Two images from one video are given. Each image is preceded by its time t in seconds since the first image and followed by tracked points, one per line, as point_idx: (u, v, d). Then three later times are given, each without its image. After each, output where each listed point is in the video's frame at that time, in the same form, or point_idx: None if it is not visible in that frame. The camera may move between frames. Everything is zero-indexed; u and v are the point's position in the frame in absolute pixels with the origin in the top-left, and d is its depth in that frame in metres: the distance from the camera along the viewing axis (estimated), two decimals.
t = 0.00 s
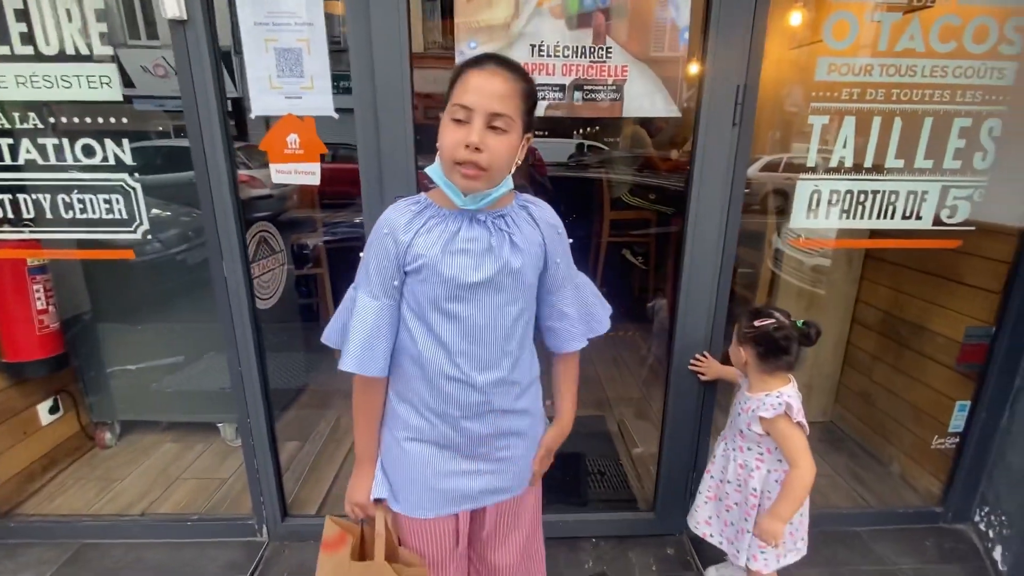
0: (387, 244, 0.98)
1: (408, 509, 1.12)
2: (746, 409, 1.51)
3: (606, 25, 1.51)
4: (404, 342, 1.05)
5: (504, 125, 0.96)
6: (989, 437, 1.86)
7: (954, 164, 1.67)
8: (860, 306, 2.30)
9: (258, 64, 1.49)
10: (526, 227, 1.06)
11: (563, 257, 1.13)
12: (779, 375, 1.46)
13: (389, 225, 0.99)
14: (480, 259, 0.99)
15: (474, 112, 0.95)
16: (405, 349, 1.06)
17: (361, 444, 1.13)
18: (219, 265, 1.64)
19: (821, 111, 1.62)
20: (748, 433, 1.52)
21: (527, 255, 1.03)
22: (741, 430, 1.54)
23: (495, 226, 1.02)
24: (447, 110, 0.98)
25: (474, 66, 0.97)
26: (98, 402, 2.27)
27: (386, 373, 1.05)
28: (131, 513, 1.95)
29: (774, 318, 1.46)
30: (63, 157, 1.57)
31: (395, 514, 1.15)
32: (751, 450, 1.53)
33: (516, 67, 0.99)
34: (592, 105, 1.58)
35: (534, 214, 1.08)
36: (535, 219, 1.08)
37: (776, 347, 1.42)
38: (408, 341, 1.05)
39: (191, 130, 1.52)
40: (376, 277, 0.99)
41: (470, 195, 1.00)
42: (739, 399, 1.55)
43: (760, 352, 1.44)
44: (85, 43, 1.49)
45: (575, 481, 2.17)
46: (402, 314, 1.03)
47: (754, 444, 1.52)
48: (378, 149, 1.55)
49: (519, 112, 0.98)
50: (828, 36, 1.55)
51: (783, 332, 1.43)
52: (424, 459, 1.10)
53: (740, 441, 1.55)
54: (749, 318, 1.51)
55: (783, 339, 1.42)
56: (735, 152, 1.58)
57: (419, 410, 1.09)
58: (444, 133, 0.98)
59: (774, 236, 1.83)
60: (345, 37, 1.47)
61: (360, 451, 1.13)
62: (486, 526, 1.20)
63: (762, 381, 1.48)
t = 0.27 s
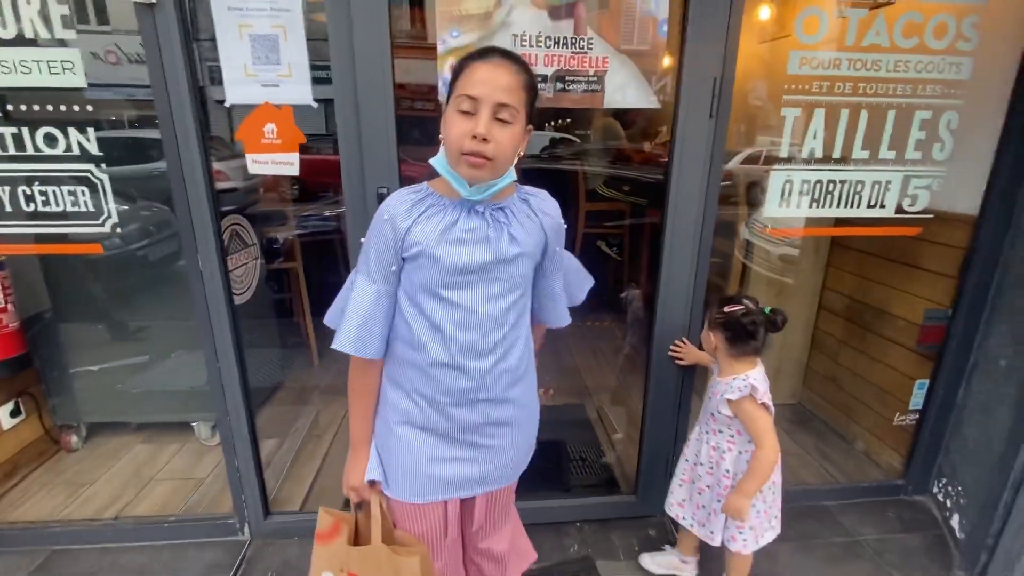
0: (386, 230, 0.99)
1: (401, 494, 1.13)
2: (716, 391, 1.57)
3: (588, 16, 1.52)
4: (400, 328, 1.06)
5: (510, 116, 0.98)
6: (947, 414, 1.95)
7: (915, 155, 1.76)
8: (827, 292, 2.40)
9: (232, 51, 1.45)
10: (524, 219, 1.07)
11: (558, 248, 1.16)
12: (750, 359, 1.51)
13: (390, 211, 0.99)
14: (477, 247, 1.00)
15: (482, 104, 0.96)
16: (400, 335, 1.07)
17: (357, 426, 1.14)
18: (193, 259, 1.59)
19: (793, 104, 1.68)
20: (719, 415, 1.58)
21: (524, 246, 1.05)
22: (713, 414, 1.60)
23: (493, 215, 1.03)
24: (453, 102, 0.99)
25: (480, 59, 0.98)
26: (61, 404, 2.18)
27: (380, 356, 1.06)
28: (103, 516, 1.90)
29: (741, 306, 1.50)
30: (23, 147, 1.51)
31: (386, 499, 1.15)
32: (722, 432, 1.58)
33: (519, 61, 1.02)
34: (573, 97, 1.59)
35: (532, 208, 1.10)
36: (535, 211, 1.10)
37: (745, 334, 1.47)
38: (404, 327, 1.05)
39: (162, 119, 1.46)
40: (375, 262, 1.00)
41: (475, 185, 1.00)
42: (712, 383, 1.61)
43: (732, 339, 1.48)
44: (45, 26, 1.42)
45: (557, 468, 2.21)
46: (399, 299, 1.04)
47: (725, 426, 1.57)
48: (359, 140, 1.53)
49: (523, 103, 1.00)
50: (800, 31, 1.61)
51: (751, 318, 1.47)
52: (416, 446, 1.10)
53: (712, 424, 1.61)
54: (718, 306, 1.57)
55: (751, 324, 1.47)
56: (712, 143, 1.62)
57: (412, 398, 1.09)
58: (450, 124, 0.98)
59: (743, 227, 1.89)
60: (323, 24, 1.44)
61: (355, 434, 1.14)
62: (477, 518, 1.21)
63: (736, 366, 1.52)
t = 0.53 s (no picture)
0: (390, 220, 1.01)
1: (402, 479, 1.16)
2: (676, 372, 1.64)
3: (572, 10, 1.55)
4: (403, 315, 1.09)
5: (521, 109, 1.01)
6: (909, 390, 2.06)
7: (879, 146, 1.87)
8: (796, 279, 2.49)
9: (212, 42, 1.42)
10: (524, 211, 1.10)
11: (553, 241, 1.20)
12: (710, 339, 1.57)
13: (394, 201, 1.02)
14: (479, 237, 1.03)
15: (493, 99, 0.98)
16: (403, 322, 1.09)
17: (360, 409, 1.17)
18: (176, 255, 1.57)
19: (766, 98, 1.77)
20: (678, 395, 1.65)
21: (524, 237, 1.08)
22: (674, 392, 1.67)
23: (494, 207, 1.06)
24: (463, 97, 0.99)
25: (484, 54, 0.99)
26: (32, 409, 2.11)
27: (383, 343, 1.09)
28: (84, 521, 1.86)
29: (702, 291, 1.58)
30: None
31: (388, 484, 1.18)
32: (682, 411, 1.65)
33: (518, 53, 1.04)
34: (557, 90, 1.63)
35: (532, 201, 1.14)
36: (534, 204, 1.13)
37: (705, 314, 1.53)
38: (406, 314, 1.08)
39: (142, 113, 1.43)
40: (379, 250, 1.03)
41: (491, 179, 1.04)
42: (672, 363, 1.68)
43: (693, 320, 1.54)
44: (16, 14, 1.39)
45: (543, 455, 2.25)
46: (402, 287, 1.07)
47: (684, 405, 1.64)
48: (346, 133, 1.52)
49: (528, 95, 1.04)
50: (773, 27, 1.69)
51: (711, 300, 1.54)
52: (418, 431, 1.13)
53: (673, 404, 1.68)
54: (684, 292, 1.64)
55: (710, 305, 1.53)
56: (691, 136, 1.68)
57: (414, 384, 1.12)
58: (462, 122, 0.99)
59: (717, 214, 1.93)
60: (309, 16, 1.43)
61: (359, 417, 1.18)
62: (478, 504, 1.26)
63: (696, 346, 1.58)
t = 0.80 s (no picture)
0: (403, 209, 1.03)
1: (408, 464, 1.18)
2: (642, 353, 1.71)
3: (566, 5, 1.59)
4: (411, 305, 1.10)
5: (511, 93, 1.03)
6: (887, 374, 2.16)
7: (859, 140, 1.96)
8: (779, 269, 2.59)
9: (209, 33, 1.44)
10: (529, 205, 1.14)
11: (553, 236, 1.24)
12: (677, 326, 1.62)
13: (406, 192, 1.04)
14: (490, 228, 1.06)
15: (481, 90, 1.01)
16: (412, 311, 1.11)
17: (366, 395, 1.19)
18: (174, 248, 1.58)
19: (753, 92, 1.84)
20: (645, 375, 1.72)
21: (530, 230, 1.12)
22: (643, 373, 1.74)
23: (503, 199, 1.09)
24: (455, 99, 1.03)
25: (463, 51, 1.03)
26: (17, 409, 2.08)
27: (392, 331, 1.11)
28: (78, 519, 1.84)
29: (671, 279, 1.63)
30: None
31: (394, 472, 1.19)
32: (649, 391, 1.72)
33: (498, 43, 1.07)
34: (551, 83, 1.67)
35: (537, 197, 1.18)
36: (537, 199, 1.17)
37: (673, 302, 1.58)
38: (415, 303, 1.10)
39: (138, 108, 1.43)
40: (390, 240, 1.04)
41: (497, 166, 1.06)
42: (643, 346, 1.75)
43: (661, 307, 1.60)
44: (8, 7, 1.44)
45: (537, 443, 2.29)
46: (411, 277, 1.08)
47: (650, 385, 1.71)
48: (345, 126, 1.54)
49: (516, 78, 1.05)
50: (760, 23, 1.75)
51: (680, 290, 1.59)
52: (427, 418, 1.15)
53: (642, 384, 1.75)
54: (652, 283, 1.66)
55: (680, 295, 1.58)
56: (683, 130, 1.74)
57: (423, 372, 1.13)
58: (459, 120, 1.03)
59: (702, 204, 2.03)
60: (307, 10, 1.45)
61: (364, 403, 1.20)
62: (484, 489, 1.29)
63: (664, 332, 1.63)
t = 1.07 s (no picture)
0: (399, 204, 1.04)
1: (409, 456, 1.18)
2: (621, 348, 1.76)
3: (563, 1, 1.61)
4: (410, 298, 1.11)
5: (502, 81, 1.03)
6: (873, 364, 2.21)
7: (848, 135, 2.01)
8: (769, 263, 2.63)
9: (205, 26, 1.43)
10: (526, 197, 1.15)
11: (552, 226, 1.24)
12: (655, 322, 1.64)
13: (401, 186, 1.05)
14: (487, 220, 1.07)
15: (471, 79, 1.01)
16: (411, 305, 1.12)
17: (365, 390, 1.20)
18: (171, 243, 1.58)
19: (746, 88, 1.87)
20: (625, 369, 1.77)
21: (528, 220, 1.12)
22: (623, 366, 1.78)
23: (499, 191, 1.10)
24: (445, 89, 1.04)
25: (453, 42, 1.04)
26: (6, 408, 2.04)
27: (391, 325, 1.12)
28: (73, 517, 1.83)
29: (650, 276, 1.64)
30: None
31: (397, 465, 1.20)
32: (630, 384, 1.76)
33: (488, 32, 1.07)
34: (548, 78, 1.69)
35: (532, 188, 1.18)
36: (533, 190, 1.18)
37: (653, 298, 1.59)
38: (414, 297, 1.11)
39: (135, 104, 1.43)
40: (388, 234, 1.05)
41: (491, 155, 1.06)
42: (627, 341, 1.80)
43: (641, 305, 1.61)
44: None
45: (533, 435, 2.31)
46: (409, 270, 1.09)
47: (629, 378, 1.75)
48: (344, 119, 1.54)
49: (506, 67, 1.06)
50: (751, 20, 1.79)
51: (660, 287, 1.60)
52: (428, 410, 1.16)
53: (624, 377, 1.80)
54: (630, 281, 1.66)
55: (659, 292, 1.59)
56: (677, 125, 1.76)
57: (424, 364, 1.14)
58: (450, 110, 1.03)
59: (693, 198, 2.05)
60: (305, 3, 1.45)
61: (364, 397, 1.20)
62: (486, 480, 1.30)
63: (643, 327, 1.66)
